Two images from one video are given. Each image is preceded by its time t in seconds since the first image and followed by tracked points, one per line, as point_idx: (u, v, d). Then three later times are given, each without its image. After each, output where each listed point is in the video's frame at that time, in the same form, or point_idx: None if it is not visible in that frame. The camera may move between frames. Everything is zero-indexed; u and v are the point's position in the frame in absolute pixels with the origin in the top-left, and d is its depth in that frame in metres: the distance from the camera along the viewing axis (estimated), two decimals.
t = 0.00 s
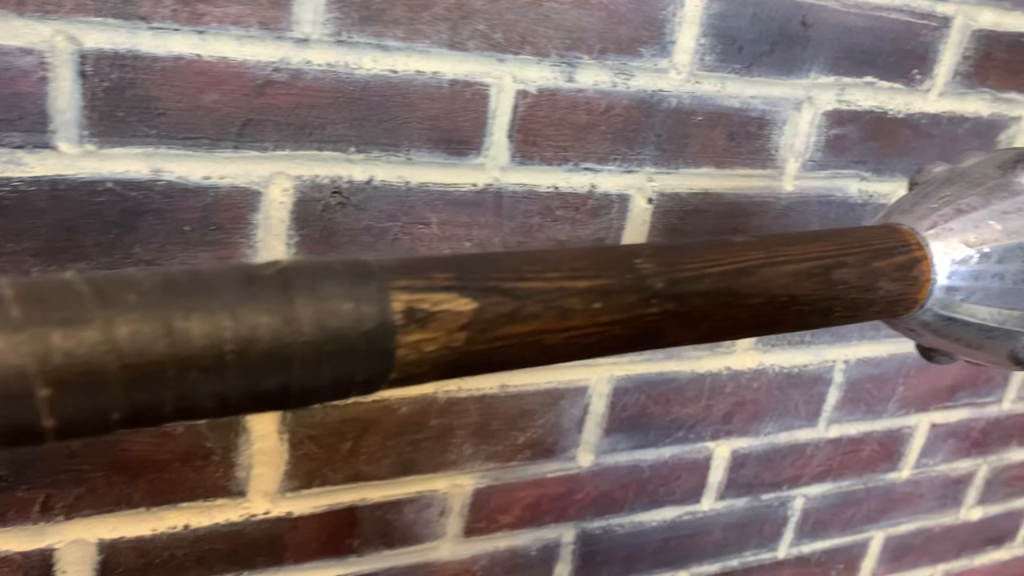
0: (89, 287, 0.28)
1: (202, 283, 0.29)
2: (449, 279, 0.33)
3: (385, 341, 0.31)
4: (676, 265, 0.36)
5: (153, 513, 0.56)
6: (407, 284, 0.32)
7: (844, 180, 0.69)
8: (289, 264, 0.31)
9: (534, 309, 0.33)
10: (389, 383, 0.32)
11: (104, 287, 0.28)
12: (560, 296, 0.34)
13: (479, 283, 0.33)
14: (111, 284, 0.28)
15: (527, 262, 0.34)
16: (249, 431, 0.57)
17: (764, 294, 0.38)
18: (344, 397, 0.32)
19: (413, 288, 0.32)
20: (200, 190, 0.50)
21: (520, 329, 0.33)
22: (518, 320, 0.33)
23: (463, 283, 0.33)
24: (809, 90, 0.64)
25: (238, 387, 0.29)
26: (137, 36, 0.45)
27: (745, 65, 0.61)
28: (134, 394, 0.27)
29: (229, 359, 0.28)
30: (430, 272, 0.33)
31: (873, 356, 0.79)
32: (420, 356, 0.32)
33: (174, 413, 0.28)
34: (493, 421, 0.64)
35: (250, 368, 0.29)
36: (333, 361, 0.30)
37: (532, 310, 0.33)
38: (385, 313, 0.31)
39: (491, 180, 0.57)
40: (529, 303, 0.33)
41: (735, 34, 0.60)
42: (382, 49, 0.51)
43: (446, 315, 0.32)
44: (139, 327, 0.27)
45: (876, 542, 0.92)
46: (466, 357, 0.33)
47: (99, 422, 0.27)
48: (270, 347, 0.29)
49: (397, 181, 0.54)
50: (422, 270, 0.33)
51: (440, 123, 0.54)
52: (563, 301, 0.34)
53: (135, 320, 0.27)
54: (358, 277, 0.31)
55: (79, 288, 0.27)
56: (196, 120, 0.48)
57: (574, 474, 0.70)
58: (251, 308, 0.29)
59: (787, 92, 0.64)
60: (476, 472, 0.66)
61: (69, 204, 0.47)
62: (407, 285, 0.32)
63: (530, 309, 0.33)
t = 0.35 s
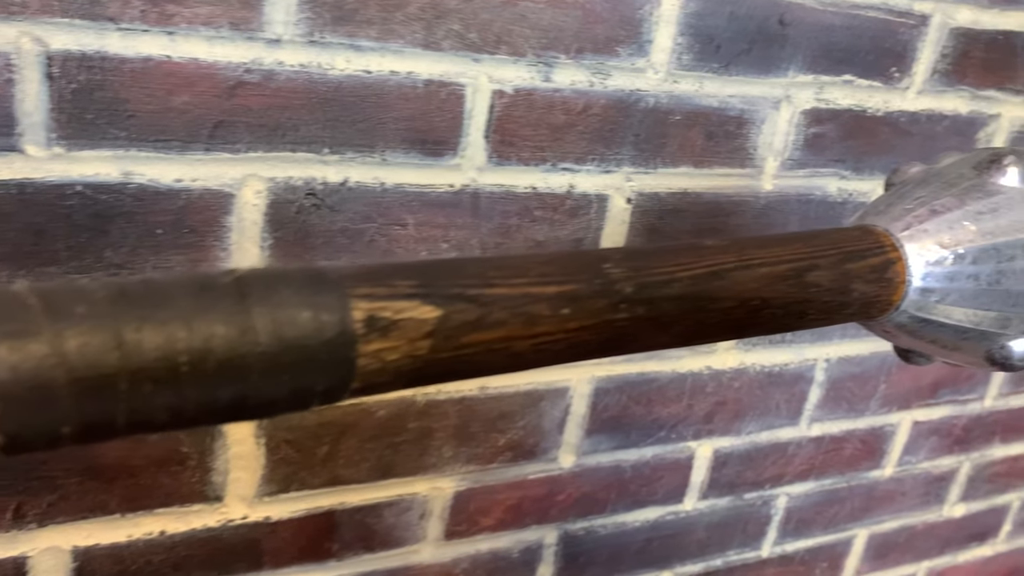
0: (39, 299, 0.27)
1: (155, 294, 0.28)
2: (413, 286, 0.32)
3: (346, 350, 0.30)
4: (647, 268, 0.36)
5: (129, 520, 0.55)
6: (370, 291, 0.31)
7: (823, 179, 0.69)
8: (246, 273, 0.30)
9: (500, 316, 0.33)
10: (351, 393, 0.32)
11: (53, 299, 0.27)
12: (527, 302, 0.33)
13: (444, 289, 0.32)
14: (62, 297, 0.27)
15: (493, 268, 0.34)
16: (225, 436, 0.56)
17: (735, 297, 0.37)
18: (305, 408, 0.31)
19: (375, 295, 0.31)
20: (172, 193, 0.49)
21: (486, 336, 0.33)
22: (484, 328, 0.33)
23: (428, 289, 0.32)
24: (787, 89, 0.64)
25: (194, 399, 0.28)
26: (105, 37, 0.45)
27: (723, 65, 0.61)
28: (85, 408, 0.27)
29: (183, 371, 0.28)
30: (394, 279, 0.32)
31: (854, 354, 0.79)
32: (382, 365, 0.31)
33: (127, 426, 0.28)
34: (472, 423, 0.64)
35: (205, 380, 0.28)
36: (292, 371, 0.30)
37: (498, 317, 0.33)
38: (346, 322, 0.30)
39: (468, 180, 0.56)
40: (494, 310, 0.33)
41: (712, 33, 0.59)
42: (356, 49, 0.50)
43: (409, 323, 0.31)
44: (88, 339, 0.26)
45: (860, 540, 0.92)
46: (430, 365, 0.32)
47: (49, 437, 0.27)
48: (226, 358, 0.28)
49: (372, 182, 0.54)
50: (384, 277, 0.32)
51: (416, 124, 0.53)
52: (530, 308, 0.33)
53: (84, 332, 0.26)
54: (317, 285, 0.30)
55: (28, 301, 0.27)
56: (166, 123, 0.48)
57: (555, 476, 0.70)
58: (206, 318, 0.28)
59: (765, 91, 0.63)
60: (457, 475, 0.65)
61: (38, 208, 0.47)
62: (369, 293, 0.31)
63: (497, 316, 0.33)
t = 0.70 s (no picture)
0: None
1: (110, 309, 0.28)
2: (376, 297, 0.32)
3: (307, 364, 0.30)
4: (619, 276, 0.36)
5: (105, 528, 0.55)
6: (331, 304, 0.31)
7: (803, 179, 0.69)
8: (204, 287, 0.30)
9: (467, 327, 0.32)
10: (313, 407, 0.31)
11: (4, 316, 0.26)
12: (495, 313, 0.33)
13: (408, 301, 0.32)
14: (14, 313, 0.27)
15: (460, 277, 0.34)
16: (202, 442, 0.55)
17: (708, 303, 0.37)
18: (266, 423, 0.31)
19: (336, 308, 0.31)
20: (145, 198, 0.49)
21: (453, 347, 0.32)
22: (450, 339, 0.32)
23: (392, 301, 0.32)
24: (766, 89, 0.64)
25: (149, 417, 0.28)
26: (74, 41, 0.44)
27: (702, 65, 0.61)
28: (36, 427, 0.26)
29: (138, 388, 0.27)
30: (356, 290, 0.32)
31: (836, 354, 0.79)
32: (345, 379, 0.31)
33: (81, 445, 0.27)
34: (453, 427, 0.64)
35: (161, 398, 0.28)
36: (251, 387, 0.29)
37: (464, 328, 0.32)
38: (306, 335, 0.30)
39: (445, 183, 0.56)
40: (461, 321, 0.32)
41: (690, 34, 0.59)
42: (330, 52, 0.50)
43: (373, 336, 0.31)
44: (39, 357, 0.26)
45: (844, 539, 0.92)
46: (395, 378, 0.32)
47: None
48: (183, 374, 0.28)
49: (349, 186, 0.53)
50: (347, 289, 0.32)
51: (392, 126, 0.53)
52: (498, 318, 0.33)
53: (35, 350, 0.26)
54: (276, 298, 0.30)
55: None
56: (138, 127, 0.47)
57: (537, 479, 0.69)
58: (162, 333, 0.28)
59: (744, 91, 0.63)
60: (438, 479, 0.65)
61: (8, 215, 0.46)
62: (330, 305, 0.31)
63: (463, 326, 0.32)
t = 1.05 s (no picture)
0: None
1: (50, 334, 0.27)
2: (328, 316, 0.31)
3: (254, 385, 0.30)
4: (581, 288, 0.36)
5: (78, 541, 0.54)
6: (281, 323, 0.31)
7: (782, 180, 0.69)
8: (150, 310, 0.29)
9: (423, 344, 0.32)
10: (265, 429, 0.31)
11: None
12: (452, 329, 0.33)
13: (362, 318, 0.32)
14: None
15: (416, 293, 0.33)
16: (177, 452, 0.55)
17: (671, 315, 0.37)
18: (215, 446, 0.30)
19: (286, 327, 0.31)
20: (114, 207, 0.48)
21: (408, 365, 0.32)
22: (405, 357, 0.32)
23: (345, 319, 0.31)
24: (744, 92, 0.64)
25: (91, 443, 0.27)
26: (39, 48, 0.44)
27: (679, 68, 0.60)
28: None
29: (78, 414, 0.27)
30: (307, 309, 0.32)
31: (817, 356, 0.78)
32: (295, 401, 0.31)
33: (22, 473, 0.27)
34: (432, 434, 0.63)
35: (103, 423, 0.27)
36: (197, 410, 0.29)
37: (420, 345, 0.32)
38: (253, 356, 0.30)
39: (421, 189, 0.56)
40: (417, 337, 0.32)
41: (667, 36, 0.59)
42: (301, 57, 0.49)
43: (325, 355, 0.31)
44: None
45: (828, 540, 0.92)
46: (349, 398, 0.32)
47: None
48: (125, 399, 0.27)
49: (322, 192, 0.52)
50: (297, 308, 0.31)
51: (366, 131, 0.52)
52: (455, 334, 0.33)
53: None
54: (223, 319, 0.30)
55: None
56: (107, 135, 0.46)
57: (518, 485, 0.69)
58: (103, 358, 0.27)
59: (722, 94, 0.63)
60: (417, 486, 0.64)
61: None
62: (280, 324, 0.31)
63: (419, 344, 0.32)
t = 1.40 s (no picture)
0: None
1: None
2: (279, 329, 0.31)
3: (202, 401, 0.29)
4: (544, 297, 0.35)
5: (54, 550, 0.53)
6: (229, 337, 0.30)
7: (764, 180, 0.69)
8: (93, 326, 0.29)
9: (378, 356, 0.32)
10: (213, 445, 0.30)
11: None
12: (410, 341, 0.32)
13: (314, 331, 0.31)
14: None
15: (372, 304, 0.33)
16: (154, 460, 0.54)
17: (637, 324, 0.37)
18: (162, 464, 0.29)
19: (234, 342, 0.30)
20: (86, 212, 0.47)
21: (362, 379, 0.32)
22: (359, 370, 0.31)
23: (296, 332, 0.31)
24: (725, 92, 0.64)
25: (31, 465, 0.26)
26: (6, 52, 0.43)
27: (659, 68, 0.60)
28: None
29: (17, 436, 0.26)
30: (258, 322, 0.31)
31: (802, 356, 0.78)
32: (245, 417, 0.30)
33: None
34: (414, 438, 0.62)
35: (43, 444, 0.26)
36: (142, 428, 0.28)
37: (375, 357, 0.32)
38: (200, 372, 0.29)
39: (399, 192, 0.55)
40: (372, 350, 0.32)
41: (647, 37, 0.59)
42: (276, 59, 0.48)
43: (276, 370, 0.30)
44: None
45: (815, 540, 0.92)
46: (301, 413, 0.31)
47: None
48: (66, 419, 0.26)
49: (299, 196, 0.52)
50: (247, 322, 0.31)
51: (342, 134, 0.52)
52: (412, 346, 0.32)
53: None
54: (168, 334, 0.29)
55: None
56: (77, 139, 0.46)
57: (501, 489, 0.69)
58: (42, 376, 0.26)
59: (703, 94, 0.63)
60: (399, 492, 0.64)
61: None
62: (228, 339, 0.30)
63: (374, 356, 0.32)
